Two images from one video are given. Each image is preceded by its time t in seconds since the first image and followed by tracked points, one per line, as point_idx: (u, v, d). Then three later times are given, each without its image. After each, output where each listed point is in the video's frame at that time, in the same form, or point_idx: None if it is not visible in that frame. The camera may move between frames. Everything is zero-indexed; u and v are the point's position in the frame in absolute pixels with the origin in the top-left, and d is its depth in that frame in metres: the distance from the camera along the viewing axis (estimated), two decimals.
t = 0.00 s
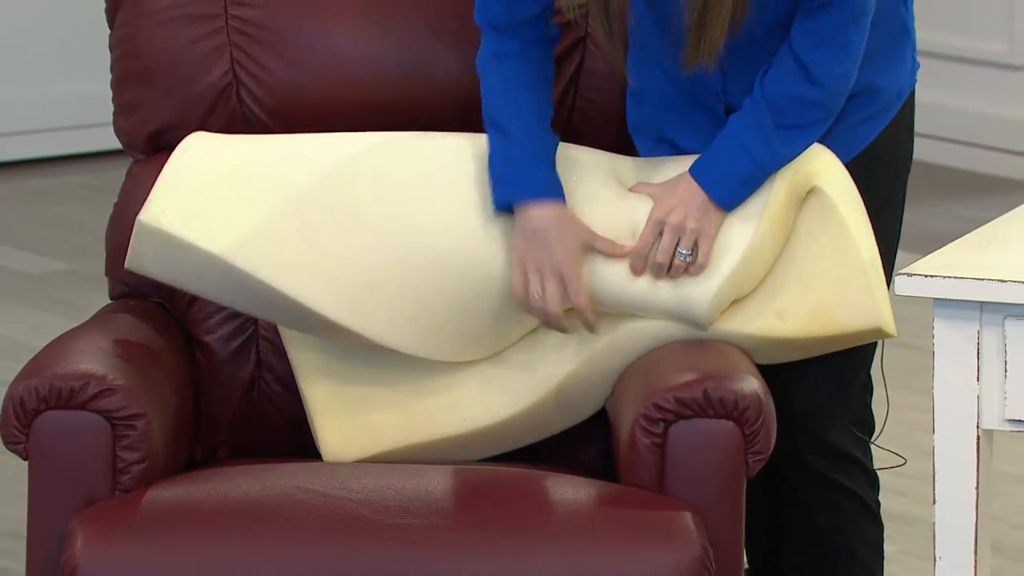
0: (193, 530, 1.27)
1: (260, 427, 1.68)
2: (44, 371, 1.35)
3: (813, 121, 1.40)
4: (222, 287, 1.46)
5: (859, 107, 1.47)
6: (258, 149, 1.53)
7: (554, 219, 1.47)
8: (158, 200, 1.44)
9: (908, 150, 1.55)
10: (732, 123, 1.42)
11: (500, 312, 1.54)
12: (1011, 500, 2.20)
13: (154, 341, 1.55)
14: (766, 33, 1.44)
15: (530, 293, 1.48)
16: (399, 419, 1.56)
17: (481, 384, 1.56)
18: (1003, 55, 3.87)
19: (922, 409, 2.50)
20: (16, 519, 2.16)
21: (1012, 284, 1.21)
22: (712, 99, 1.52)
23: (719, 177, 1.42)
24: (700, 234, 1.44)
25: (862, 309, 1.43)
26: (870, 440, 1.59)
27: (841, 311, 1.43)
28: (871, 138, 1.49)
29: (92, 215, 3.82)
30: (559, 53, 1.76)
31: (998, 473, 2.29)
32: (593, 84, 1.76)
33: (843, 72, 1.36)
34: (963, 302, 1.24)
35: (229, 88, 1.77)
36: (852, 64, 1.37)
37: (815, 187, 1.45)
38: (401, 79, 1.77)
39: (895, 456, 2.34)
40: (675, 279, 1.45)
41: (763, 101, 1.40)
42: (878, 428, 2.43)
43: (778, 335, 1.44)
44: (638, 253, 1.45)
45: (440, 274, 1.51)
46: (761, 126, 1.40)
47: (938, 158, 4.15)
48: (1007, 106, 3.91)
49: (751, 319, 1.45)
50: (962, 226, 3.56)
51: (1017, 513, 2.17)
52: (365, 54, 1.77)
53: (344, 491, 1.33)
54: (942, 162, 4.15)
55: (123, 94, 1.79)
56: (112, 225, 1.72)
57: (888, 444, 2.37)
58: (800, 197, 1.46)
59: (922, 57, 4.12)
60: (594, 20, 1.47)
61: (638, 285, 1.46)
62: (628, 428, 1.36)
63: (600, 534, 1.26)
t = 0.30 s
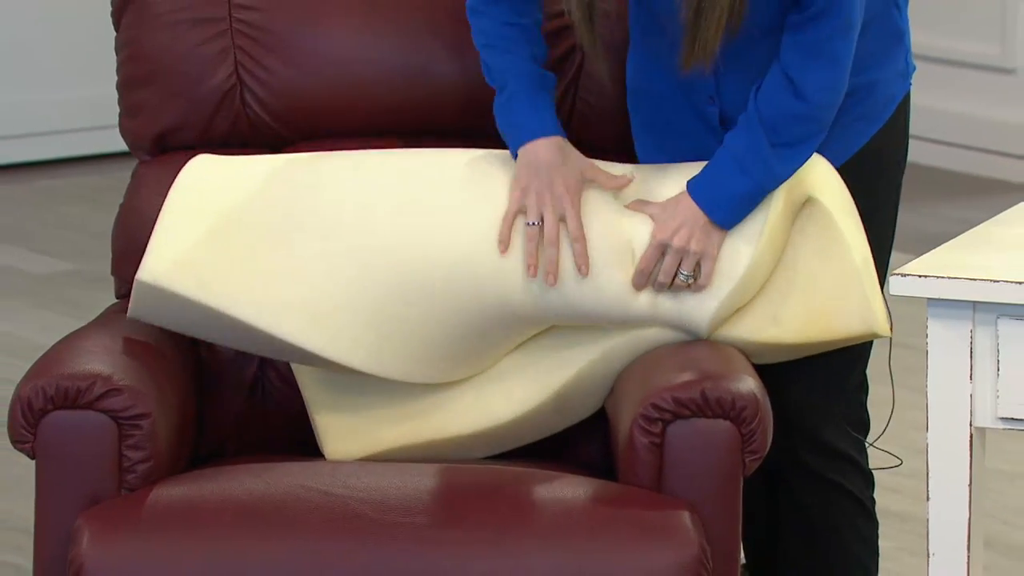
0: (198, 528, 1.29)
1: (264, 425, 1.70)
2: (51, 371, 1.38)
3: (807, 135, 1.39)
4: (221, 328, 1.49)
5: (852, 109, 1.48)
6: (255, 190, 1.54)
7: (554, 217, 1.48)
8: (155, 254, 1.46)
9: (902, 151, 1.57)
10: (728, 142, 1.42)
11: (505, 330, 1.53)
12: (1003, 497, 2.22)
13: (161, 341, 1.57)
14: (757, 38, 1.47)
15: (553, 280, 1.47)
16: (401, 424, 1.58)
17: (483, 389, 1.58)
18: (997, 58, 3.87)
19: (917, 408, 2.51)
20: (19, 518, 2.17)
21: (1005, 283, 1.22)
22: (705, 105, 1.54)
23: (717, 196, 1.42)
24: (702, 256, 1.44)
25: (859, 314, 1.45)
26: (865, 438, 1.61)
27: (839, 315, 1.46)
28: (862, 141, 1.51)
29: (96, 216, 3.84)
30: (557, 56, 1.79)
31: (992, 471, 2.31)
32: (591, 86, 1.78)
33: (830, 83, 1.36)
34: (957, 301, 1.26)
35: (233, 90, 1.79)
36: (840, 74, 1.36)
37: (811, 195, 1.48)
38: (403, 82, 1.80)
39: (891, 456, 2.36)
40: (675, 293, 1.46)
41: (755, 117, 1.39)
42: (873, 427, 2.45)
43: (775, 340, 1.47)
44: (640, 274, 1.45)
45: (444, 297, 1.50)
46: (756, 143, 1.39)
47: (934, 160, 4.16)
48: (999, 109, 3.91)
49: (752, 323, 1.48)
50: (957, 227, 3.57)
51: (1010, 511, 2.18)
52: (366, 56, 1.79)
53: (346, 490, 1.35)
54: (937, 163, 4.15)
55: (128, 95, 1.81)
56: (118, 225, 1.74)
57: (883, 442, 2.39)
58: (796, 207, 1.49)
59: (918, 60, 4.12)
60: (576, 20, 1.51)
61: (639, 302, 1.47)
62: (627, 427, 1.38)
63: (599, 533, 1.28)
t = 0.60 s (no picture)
0: (203, 521, 1.31)
1: (267, 424, 1.73)
2: (58, 367, 1.40)
3: (801, 149, 1.41)
4: (229, 339, 1.51)
5: (845, 114, 1.51)
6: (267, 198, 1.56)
7: (556, 240, 1.49)
8: (164, 265, 1.48)
9: (896, 154, 1.60)
10: (723, 155, 1.44)
11: (511, 343, 1.55)
12: (995, 493, 2.25)
13: (166, 340, 1.59)
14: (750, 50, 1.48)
15: (551, 302, 1.49)
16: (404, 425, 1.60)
17: (485, 389, 1.60)
18: (989, 62, 3.92)
19: (910, 405, 2.54)
20: (22, 515, 2.19)
21: (997, 284, 1.24)
22: (701, 112, 1.56)
23: (713, 208, 1.44)
24: (702, 267, 1.46)
25: (852, 314, 1.47)
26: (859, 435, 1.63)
27: (832, 317, 1.48)
28: (857, 145, 1.54)
29: (99, 217, 3.87)
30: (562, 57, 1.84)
31: (984, 468, 2.34)
32: (592, 89, 1.82)
33: (822, 98, 1.38)
34: (950, 302, 1.28)
35: (238, 95, 1.82)
36: (833, 89, 1.38)
37: (805, 203, 1.50)
38: (406, 87, 1.82)
39: (885, 453, 2.38)
40: (676, 303, 1.48)
41: (750, 131, 1.41)
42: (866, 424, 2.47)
43: (771, 343, 1.49)
44: (638, 287, 1.47)
45: (448, 306, 1.52)
46: (751, 157, 1.42)
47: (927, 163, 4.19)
48: (992, 113, 3.95)
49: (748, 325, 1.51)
50: (950, 228, 3.60)
51: (1002, 507, 2.21)
52: (368, 59, 1.82)
53: (349, 484, 1.37)
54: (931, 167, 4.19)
55: (134, 100, 1.84)
56: (124, 226, 1.77)
57: (878, 440, 2.41)
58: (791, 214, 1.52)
59: (911, 64, 4.16)
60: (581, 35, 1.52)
61: (639, 313, 1.49)
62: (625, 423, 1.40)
63: (598, 526, 1.30)
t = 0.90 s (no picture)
0: (207, 516, 1.34)
1: (270, 422, 1.75)
2: (66, 365, 1.42)
3: (795, 160, 1.44)
4: (236, 349, 1.54)
5: (840, 119, 1.53)
6: (274, 208, 1.59)
7: (556, 259, 1.51)
8: (175, 277, 1.51)
9: (890, 157, 1.62)
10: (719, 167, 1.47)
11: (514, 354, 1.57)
12: (987, 490, 2.27)
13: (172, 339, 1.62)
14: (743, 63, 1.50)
15: (554, 319, 1.51)
16: (406, 424, 1.63)
17: (483, 395, 1.62)
18: (982, 65, 3.95)
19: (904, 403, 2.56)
20: (27, 511, 2.21)
21: (989, 283, 1.26)
22: (699, 118, 1.59)
23: (709, 219, 1.47)
24: (701, 276, 1.49)
25: (847, 315, 1.50)
26: (853, 433, 1.66)
27: (828, 320, 1.50)
28: (852, 149, 1.56)
29: (101, 219, 3.90)
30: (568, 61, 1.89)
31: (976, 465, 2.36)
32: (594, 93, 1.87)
33: (816, 110, 1.41)
34: (942, 301, 1.29)
35: (242, 98, 1.85)
36: (826, 101, 1.41)
37: (800, 208, 1.52)
38: (408, 90, 1.85)
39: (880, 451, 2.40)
40: (676, 311, 1.51)
41: (745, 143, 1.44)
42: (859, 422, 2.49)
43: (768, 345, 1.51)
44: (638, 296, 1.49)
45: (450, 314, 1.54)
46: (746, 169, 1.44)
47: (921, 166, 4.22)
48: (985, 115, 3.98)
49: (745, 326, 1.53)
50: (944, 229, 3.63)
51: (994, 503, 2.23)
52: (370, 63, 1.84)
53: (351, 480, 1.39)
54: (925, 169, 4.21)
55: (140, 104, 1.87)
56: (131, 227, 1.79)
57: (872, 438, 2.43)
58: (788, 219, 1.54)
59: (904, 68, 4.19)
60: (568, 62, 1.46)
61: (640, 322, 1.51)
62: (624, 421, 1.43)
63: (596, 521, 1.32)
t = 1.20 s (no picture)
0: (208, 513, 1.34)
1: (271, 421, 1.76)
2: (67, 363, 1.43)
3: (792, 166, 1.44)
4: (237, 353, 1.55)
5: (837, 121, 1.54)
6: (275, 212, 1.60)
7: (556, 268, 1.52)
8: (179, 282, 1.51)
9: (888, 157, 1.63)
10: (716, 173, 1.47)
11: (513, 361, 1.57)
12: (986, 488, 2.28)
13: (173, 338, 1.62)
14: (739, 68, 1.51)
15: (555, 328, 1.52)
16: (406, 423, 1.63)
17: (484, 394, 1.63)
18: (980, 66, 3.96)
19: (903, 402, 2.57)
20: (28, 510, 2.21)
21: (988, 283, 1.26)
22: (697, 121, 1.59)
23: (706, 225, 1.48)
24: (700, 281, 1.49)
25: (846, 316, 1.50)
26: (851, 433, 1.66)
27: (826, 319, 1.50)
28: (850, 149, 1.57)
29: (103, 219, 3.90)
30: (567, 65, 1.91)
31: (975, 463, 2.37)
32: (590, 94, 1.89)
33: (813, 116, 1.41)
34: (941, 301, 1.30)
35: (243, 99, 1.85)
36: (823, 107, 1.41)
37: (798, 211, 1.54)
38: (408, 92, 1.85)
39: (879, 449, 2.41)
40: (675, 317, 1.51)
41: (742, 150, 1.45)
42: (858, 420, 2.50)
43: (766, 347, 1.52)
44: (638, 302, 1.49)
45: (450, 317, 1.54)
46: (743, 175, 1.45)
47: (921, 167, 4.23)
48: (983, 115, 3.99)
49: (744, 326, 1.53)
50: (943, 229, 3.63)
51: (993, 502, 2.24)
52: (371, 65, 1.85)
53: (351, 476, 1.39)
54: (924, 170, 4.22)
55: (141, 105, 1.87)
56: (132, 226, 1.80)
57: (871, 436, 2.44)
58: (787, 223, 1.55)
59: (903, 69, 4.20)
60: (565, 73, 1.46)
61: (640, 327, 1.52)
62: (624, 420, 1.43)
63: (595, 519, 1.32)
